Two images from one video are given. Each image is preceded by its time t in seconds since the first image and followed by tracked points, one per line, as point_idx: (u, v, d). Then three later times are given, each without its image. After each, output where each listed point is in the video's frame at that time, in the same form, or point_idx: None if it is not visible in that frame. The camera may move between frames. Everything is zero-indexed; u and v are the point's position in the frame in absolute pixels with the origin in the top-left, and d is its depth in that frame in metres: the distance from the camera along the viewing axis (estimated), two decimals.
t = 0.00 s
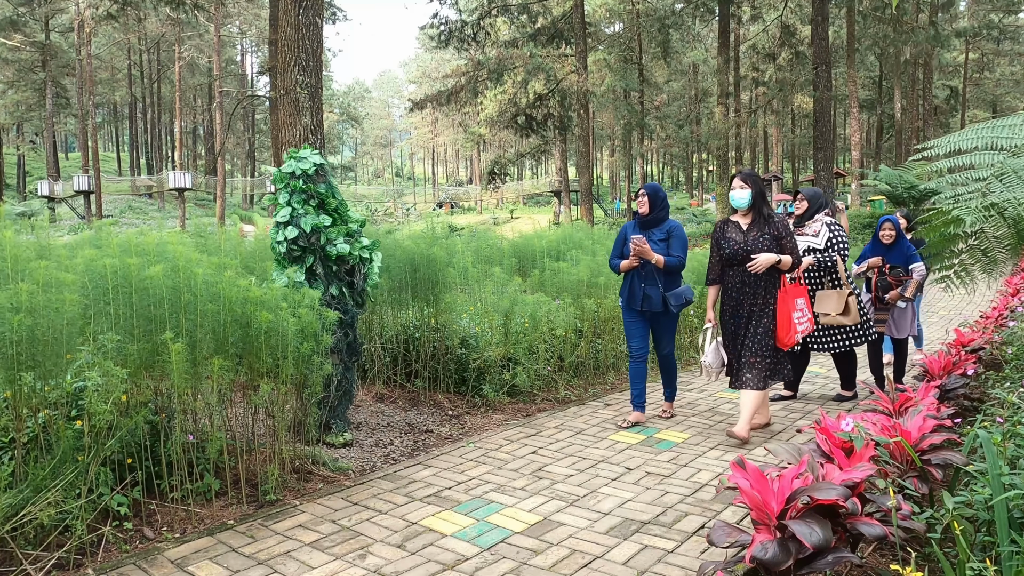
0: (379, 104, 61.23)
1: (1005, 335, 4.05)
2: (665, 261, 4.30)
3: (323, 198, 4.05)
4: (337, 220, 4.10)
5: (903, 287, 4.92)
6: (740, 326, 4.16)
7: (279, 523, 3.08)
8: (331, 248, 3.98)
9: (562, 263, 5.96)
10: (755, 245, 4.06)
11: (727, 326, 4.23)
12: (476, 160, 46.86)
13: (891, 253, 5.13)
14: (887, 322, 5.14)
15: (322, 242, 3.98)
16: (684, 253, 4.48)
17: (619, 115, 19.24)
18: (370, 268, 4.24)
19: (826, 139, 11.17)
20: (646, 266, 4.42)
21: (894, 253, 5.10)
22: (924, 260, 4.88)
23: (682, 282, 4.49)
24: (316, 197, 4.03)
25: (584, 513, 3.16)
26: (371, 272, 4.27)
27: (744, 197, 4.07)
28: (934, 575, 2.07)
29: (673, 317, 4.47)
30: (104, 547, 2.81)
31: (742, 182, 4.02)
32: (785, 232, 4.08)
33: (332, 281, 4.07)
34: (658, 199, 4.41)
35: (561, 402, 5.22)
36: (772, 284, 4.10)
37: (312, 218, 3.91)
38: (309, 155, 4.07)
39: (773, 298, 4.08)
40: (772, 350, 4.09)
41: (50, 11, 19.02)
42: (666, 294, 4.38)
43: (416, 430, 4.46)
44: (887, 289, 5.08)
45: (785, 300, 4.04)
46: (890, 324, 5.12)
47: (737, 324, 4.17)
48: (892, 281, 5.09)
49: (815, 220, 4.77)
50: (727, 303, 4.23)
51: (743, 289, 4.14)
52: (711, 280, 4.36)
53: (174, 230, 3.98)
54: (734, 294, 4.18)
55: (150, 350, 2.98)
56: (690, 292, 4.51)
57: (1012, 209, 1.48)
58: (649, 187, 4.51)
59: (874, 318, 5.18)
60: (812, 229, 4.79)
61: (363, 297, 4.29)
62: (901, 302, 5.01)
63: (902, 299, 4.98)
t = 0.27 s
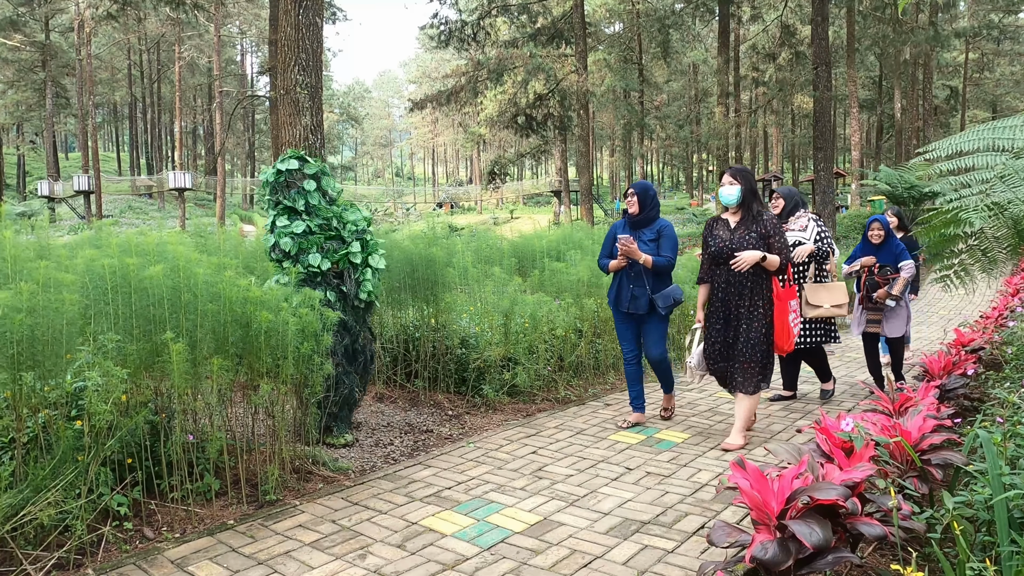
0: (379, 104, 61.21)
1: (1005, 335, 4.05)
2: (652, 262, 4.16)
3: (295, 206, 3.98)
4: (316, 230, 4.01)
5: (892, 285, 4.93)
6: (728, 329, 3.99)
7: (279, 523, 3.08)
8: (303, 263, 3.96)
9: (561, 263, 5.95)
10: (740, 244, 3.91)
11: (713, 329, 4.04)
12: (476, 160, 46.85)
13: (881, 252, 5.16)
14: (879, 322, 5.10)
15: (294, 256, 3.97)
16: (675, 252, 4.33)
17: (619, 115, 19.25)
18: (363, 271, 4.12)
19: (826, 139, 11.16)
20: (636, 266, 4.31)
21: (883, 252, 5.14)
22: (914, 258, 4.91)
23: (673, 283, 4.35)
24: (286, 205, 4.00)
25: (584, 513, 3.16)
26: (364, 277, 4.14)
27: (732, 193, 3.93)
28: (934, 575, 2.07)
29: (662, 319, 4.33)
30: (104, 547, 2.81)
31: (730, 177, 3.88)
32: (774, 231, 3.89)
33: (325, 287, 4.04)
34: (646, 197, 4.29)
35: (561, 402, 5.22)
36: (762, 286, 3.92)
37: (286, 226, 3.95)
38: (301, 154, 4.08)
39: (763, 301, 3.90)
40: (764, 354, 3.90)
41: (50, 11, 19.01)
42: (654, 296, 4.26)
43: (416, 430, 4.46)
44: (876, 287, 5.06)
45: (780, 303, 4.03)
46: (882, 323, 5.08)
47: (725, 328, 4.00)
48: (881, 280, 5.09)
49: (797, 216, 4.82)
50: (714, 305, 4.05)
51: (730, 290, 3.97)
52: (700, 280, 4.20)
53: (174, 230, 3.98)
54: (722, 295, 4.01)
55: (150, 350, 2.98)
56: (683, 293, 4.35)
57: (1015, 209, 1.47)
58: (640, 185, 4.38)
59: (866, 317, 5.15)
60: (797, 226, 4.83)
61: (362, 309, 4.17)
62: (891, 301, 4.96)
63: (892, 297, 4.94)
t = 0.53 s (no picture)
0: (379, 105, 61.21)
1: (1005, 335, 4.05)
2: (644, 261, 4.09)
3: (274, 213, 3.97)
4: (298, 236, 4.01)
5: (890, 285, 4.96)
6: (720, 334, 3.80)
7: (280, 523, 3.08)
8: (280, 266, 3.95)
9: (561, 262, 5.95)
10: (731, 245, 3.73)
11: (703, 331, 3.82)
12: (476, 160, 46.83)
13: (875, 253, 5.20)
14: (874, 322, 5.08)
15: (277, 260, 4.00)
16: (670, 252, 4.22)
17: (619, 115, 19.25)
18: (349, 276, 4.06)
19: (825, 139, 11.17)
20: (630, 266, 4.24)
21: (878, 252, 5.17)
22: (909, 259, 4.98)
23: (669, 283, 4.26)
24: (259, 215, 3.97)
25: (584, 513, 3.16)
26: (351, 279, 4.06)
27: (720, 191, 3.76)
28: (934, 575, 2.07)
29: (655, 320, 4.23)
30: (104, 547, 2.81)
31: (718, 174, 3.72)
32: (765, 232, 3.73)
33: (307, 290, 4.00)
34: (639, 195, 4.21)
35: (560, 402, 5.22)
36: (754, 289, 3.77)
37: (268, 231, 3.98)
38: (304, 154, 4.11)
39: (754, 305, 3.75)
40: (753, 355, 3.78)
41: (49, 11, 19.02)
42: (647, 296, 4.18)
43: (416, 430, 4.47)
44: (871, 286, 5.05)
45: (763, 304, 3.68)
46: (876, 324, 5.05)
47: (717, 332, 3.79)
48: (876, 279, 5.08)
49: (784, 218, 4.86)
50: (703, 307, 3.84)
51: (722, 292, 3.79)
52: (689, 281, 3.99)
53: (174, 230, 3.98)
54: (713, 297, 3.81)
55: (150, 350, 2.98)
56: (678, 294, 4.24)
57: (1014, 209, 1.47)
58: (635, 183, 4.30)
59: (862, 317, 5.11)
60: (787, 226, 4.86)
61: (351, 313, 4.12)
62: (888, 301, 4.95)
63: (889, 297, 4.94)
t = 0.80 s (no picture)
0: (379, 105, 61.18)
1: (1005, 336, 4.05)
2: (640, 261, 4.04)
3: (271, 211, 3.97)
4: (295, 235, 3.98)
5: (882, 287, 4.85)
6: (709, 341, 3.61)
7: (280, 523, 3.08)
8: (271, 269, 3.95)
9: (561, 263, 5.95)
10: (717, 246, 3.57)
11: (690, 339, 3.63)
12: (477, 160, 46.85)
13: (873, 253, 5.11)
14: (863, 324, 5.01)
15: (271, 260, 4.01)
16: (669, 253, 4.15)
17: (619, 115, 19.25)
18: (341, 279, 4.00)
19: (826, 139, 11.17)
20: (627, 266, 4.19)
21: (875, 253, 5.08)
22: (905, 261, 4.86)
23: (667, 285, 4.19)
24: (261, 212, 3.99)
25: (584, 513, 3.16)
26: (343, 280, 4.00)
27: (704, 190, 3.63)
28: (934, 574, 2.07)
29: (652, 323, 4.18)
30: (104, 547, 2.81)
31: (701, 174, 3.60)
32: (753, 232, 3.59)
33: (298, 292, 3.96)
34: (641, 194, 4.15)
35: (561, 402, 5.21)
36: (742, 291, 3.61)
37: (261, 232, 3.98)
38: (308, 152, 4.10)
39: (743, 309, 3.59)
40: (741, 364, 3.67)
41: (50, 12, 19.02)
42: (643, 297, 4.13)
43: (417, 430, 4.47)
44: (863, 287, 4.97)
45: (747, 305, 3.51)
46: (865, 327, 4.98)
47: (705, 338, 3.61)
48: (869, 280, 4.99)
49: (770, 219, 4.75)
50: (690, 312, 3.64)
51: (709, 296, 3.61)
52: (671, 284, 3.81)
53: (174, 230, 3.98)
54: (700, 302, 3.62)
55: (151, 350, 2.98)
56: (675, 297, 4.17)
57: (1014, 209, 1.47)
58: (639, 183, 4.22)
59: (851, 319, 5.04)
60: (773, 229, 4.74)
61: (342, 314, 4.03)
62: (879, 304, 4.85)
63: (880, 299, 4.84)
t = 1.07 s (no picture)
0: (379, 105, 61.17)
1: (1005, 335, 4.06)
2: (634, 259, 4.00)
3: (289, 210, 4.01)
4: (306, 234, 3.98)
5: (874, 285, 4.92)
6: (692, 343, 3.53)
7: (279, 523, 3.08)
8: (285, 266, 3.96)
9: (561, 262, 5.95)
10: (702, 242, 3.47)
11: (674, 342, 3.57)
12: (477, 160, 46.85)
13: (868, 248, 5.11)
14: (854, 322, 5.08)
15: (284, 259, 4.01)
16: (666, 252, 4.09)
17: (619, 115, 19.25)
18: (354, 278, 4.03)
19: (826, 139, 11.17)
20: (625, 264, 4.17)
21: (868, 249, 5.09)
22: (899, 260, 4.87)
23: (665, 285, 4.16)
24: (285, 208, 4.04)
25: (584, 513, 3.16)
26: (355, 280, 4.03)
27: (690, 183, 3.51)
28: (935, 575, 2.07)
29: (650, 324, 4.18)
30: (104, 547, 2.81)
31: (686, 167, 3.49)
32: (738, 226, 3.48)
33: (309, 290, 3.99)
34: (642, 191, 4.10)
35: (560, 401, 5.22)
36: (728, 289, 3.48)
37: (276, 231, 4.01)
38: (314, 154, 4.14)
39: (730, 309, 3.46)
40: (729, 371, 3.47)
41: (50, 11, 19.03)
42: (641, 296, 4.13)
43: (416, 430, 4.47)
44: (854, 284, 5.01)
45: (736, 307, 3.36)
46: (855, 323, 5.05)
47: (688, 339, 3.53)
48: (862, 278, 5.03)
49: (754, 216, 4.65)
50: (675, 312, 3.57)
51: (693, 296, 3.51)
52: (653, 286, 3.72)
53: (174, 230, 3.98)
54: (684, 301, 3.53)
55: (152, 350, 2.98)
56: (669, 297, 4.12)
57: (1013, 211, 1.48)
58: (641, 180, 4.16)
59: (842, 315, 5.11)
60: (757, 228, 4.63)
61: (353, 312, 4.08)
62: (869, 302, 4.92)
63: (871, 297, 4.91)
